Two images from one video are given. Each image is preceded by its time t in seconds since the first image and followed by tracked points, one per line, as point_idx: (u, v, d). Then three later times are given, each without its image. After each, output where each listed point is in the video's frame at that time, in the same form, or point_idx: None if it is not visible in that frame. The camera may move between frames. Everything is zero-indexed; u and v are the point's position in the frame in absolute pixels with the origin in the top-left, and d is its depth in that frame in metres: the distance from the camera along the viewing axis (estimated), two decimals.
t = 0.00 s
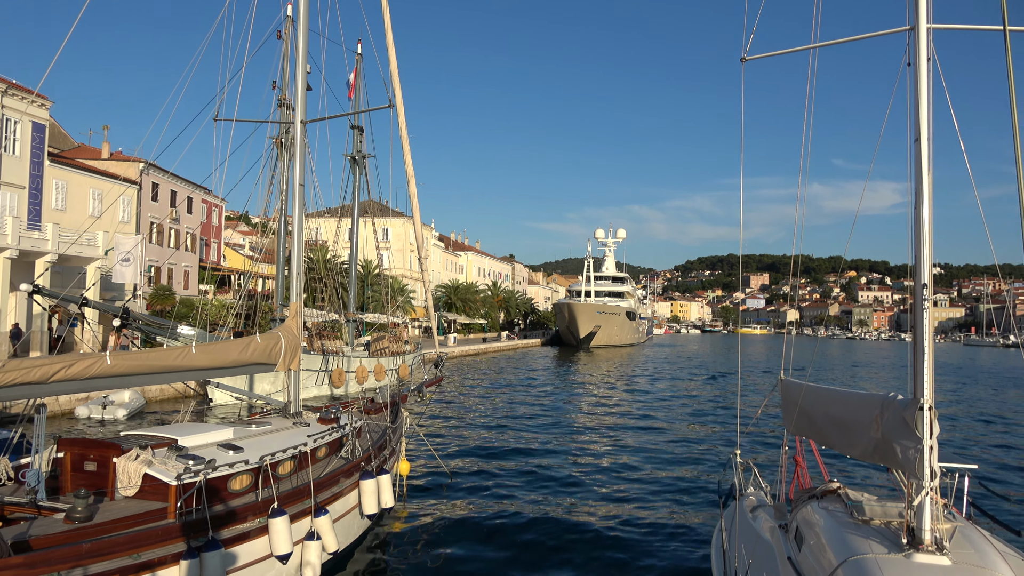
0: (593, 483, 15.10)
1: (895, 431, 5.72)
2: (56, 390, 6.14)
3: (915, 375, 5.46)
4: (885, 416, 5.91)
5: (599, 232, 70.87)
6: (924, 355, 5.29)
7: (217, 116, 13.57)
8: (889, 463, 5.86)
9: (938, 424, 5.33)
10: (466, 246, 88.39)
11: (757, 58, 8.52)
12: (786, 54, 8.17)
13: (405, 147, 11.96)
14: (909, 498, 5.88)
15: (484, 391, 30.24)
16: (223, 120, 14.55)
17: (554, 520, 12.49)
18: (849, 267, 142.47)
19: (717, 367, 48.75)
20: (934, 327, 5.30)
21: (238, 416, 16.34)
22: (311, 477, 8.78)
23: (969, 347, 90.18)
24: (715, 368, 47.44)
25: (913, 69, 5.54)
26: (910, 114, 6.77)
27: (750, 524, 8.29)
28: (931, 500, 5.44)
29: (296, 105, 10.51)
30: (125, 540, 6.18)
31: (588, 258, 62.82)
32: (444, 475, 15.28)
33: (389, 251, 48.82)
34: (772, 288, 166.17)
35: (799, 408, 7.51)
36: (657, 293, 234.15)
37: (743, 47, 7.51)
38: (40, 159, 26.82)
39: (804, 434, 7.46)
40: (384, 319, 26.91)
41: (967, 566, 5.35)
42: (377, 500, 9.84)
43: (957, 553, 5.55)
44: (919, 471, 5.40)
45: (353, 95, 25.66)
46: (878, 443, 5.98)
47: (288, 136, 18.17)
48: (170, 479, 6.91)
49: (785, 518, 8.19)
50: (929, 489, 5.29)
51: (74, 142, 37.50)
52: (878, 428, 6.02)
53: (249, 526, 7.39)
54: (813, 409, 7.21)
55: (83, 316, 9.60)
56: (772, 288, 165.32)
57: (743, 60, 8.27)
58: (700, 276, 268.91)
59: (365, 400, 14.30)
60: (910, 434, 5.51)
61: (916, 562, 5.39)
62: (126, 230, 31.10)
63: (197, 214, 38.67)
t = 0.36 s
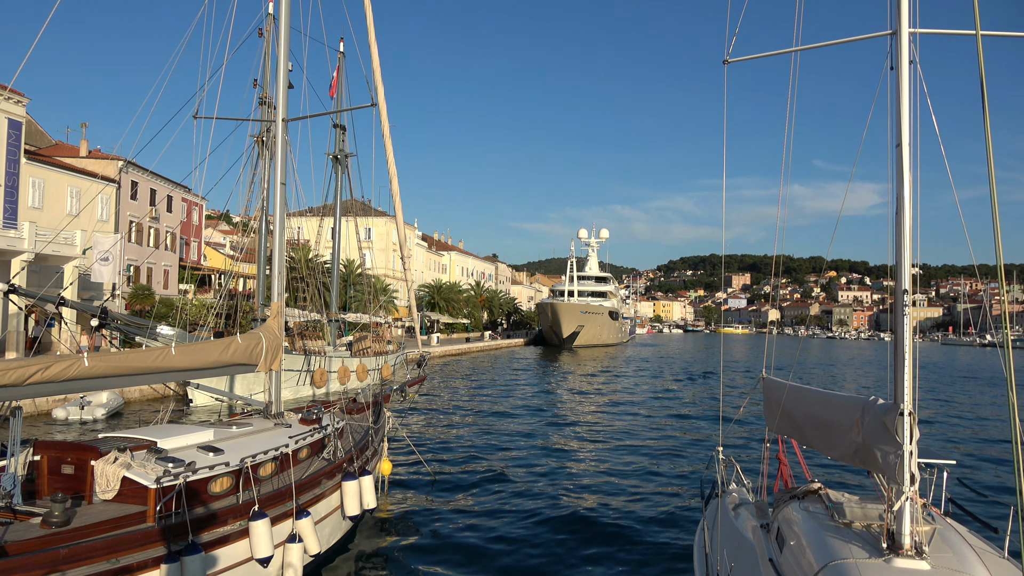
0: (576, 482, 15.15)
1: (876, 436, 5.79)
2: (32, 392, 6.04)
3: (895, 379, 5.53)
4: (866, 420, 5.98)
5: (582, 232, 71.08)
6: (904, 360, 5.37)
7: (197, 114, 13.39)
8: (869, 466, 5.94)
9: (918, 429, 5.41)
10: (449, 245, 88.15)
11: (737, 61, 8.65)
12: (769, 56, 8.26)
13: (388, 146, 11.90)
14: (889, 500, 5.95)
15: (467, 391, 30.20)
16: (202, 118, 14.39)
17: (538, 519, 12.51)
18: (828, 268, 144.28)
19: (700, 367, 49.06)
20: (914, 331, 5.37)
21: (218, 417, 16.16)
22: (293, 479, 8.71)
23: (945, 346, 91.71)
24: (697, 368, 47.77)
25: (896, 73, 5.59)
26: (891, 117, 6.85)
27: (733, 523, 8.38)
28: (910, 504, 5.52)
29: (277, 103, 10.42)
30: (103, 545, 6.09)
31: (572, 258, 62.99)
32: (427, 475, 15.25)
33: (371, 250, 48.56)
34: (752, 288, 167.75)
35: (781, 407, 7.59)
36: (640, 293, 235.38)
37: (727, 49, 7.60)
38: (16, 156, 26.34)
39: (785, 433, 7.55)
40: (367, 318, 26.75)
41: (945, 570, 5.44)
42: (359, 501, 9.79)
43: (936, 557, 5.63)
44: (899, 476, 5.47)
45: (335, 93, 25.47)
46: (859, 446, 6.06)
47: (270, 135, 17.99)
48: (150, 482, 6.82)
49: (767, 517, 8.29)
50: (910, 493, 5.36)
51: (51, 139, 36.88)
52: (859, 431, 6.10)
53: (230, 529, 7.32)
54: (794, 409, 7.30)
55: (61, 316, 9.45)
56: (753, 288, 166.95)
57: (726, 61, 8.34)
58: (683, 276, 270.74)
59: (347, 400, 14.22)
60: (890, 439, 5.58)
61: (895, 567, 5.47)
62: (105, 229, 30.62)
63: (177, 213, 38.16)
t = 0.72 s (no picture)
0: (558, 482, 15.18)
1: (853, 437, 5.87)
2: (5, 394, 5.92)
3: (872, 380, 5.61)
4: (843, 421, 6.06)
5: (564, 232, 71.25)
6: (880, 362, 5.45)
7: (175, 110, 13.17)
8: (845, 467, 6.02)
9: (894, 430, 5.49)
10: (431, 245, 87.89)
11: (717, 63, 8.74)
12: (750, 58, 8.35)
13: (369, 145, 11.84)
14: (866, 500, 6.04)
15: (449, 391, 30.13)
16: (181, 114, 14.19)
17: (519, 520, 12.52)
18: (807, 268, 146.10)
19: (681, 367, 49.41)
20: (890, 333, 5.45)
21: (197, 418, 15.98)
22: (273, 481, 8.62)
23: (920, 345, 93.32)
24: (677, 368, 48.08)
25: (873, 77, 5.68)
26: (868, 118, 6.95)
27: (713, 522, 8.46)
28: (886, 504, 5.61)
29: (258, 101, 10.31)
30: (79, 550, 5.99)
31: (554, 258, 63.12)
32: (408, 476, 15.18)
33: (353, 249, 48.22)
34: (732, 288, 169.44)
35: (761, 407, 7.67)
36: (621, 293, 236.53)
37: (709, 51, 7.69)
38: None
39: (765, 433, 7.63)
40: (348, 318, 26.59)
41: (920, 570, 5.54)
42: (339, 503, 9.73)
43: (911, 557, 5.73)
44: (876, 477, 5.55)
45: (317, 91, 25.26)
46: (836, 447, 6.14)
47: (250, 132, 17.80)
48: (127, 485, 6.71)
49: (746, 515, 8.38)
50: (886, 494, 5.45)
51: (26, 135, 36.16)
52: (836, 432, 6.18)
53: (208, 531, 7.22)
54: (773, 410, 7.38)
55: (36, 315, 9.27)
56: (733, 288, 168.59)
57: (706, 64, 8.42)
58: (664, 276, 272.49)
59: (328, 401, 14.12)
60: (866, 440, 5.66)
61: (872, 567, 5.55)
62: (81, 227, 30.13)
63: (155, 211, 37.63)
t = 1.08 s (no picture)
0: (539, 482, 15.22)
1: (829, 433, 5.97)
2: None
3: (848, 378, 5.70)
4: (820, 417, 6.17)
5: (547, 232, 71.37)
6: (855, 360, 5.55)
7: (153, 108, 12.93)
8: (822, 463, 6.13)
9: (869, 426, 5.60)
10: (413, 244, 87.57)
11: (697, 65, 8.86)
12: (730, 61, 8.48)
13: (350, 145, 11.78)
14: (843, 496, 6.13)
15: (431, 391, 30.07)
16: (159, 112, 14.00)
17: (500, 520, 12.55)
18: (786, 268, 147.89)
19: (663, 366, 49.75)
20: (866, 330, 5.54)
21: (175, 419, 15.78)
22: (252, 482, 8.55)
23: (897, 345, 94.84)
24: (659, 367, 48.37)
25: (849, 80, 5.77)
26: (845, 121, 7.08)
27: (693, 520, 8.56)
28: (862, 498, 5.71)
29: (238, 99, 10.22)
30: (56, 551, 5.92)
31: (536, 258, 63.26)
32: (389, 476, 15.14)
33: (334, 249, 47.88)
34: (713, 288, 170.91)
35: (740, 406, 7.76)
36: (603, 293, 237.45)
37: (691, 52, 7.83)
38: None
39: (744, 432, 7.73)
40: (329, 317, 26.40)
41: (896, 562, 5.64)
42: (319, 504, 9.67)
43: (887, 550, 5.83)
44: (851, 472, 5.65)
45: (298, 89, 25.05)
46: (813, 443, 6.25)
47: (230, 130, 17.62)
48: (104, 486, 6.61)
49: (726, 514, 8.47)
50: (862, 488, 5.55)
51: None
52: (813, 429, 6.29)
53: (187, 533, 7.14)
54: (752, 408, 7.49)
55: (9, 315, 9.10)
56: (714, 288, 170.14)
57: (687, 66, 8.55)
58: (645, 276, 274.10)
59: (308, 401, 14.02)
60: (842, 436, 5.77)
61: (848, 560, 5.65)
62: (57, 225, 29.62)
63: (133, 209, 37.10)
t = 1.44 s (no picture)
0: (523, 481, 15.27)
1: (810, 427, 6.08)
2: None
3: (828, 374, 5.80)
4: (800, 412, 6.28)
5: (530, 232, 71.48)
6: (835, 357, 5.63)
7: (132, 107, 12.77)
8: (803, 457, 6.23)
9: (849, 420, 5.70)
10: (396, 244, 87.32)
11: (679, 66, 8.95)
12: (710, 62, 8.58)
13: (332, 143, 11.75)
14: (823, 490, 6.23)
15: (414, 390, 30.02)
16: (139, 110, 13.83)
17: (483, 519, 12.58)
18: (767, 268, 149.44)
19: (646, 365, 50.09)
20: (845, 327, 5.62)
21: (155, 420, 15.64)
22: (234, 482, 8.50)
23: (875, 343, 96.22)
24: (642, 366, 48.64)
25: (827, 80, 5.87)
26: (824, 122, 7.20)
27: (676, 519, 8.64)
28: (842, 492, 5.81)
29: (219, 98, 10.14)
30: (34, 552, 5.87)
31: (520, 258, 63.35)
32: (371, 476, 15.11)
33: (316, 248, 47.61)
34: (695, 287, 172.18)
35: (722, 404, 7.86)
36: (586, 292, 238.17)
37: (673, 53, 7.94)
38: None
39: (725, 430, 7.83)
40: (311, 317, 26.26)
41: (876, 554, 5.74)
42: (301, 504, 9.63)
43: (867, 542, 5.93)
44: (832, 465, 5.74)
45: (280, 88, 24.88)
46: (794, 438, 6.35)
47: (210, 129, 17.48)
48: (83, 487, 6.54)
49: (709, 512, 8.57)
50: (842, 481, 5.64)
51: None
52: (794, 424, 6.39)
53: (168, 534, 7.10)
54: (733, 405, 7.60)
55: None
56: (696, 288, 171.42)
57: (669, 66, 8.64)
58: (629, 276, 275.38)
59: (289, 402, 13.95)
60: (822, 430, 5.87)
61: (829, 552, 5.74)
62: (34, 224, 29.18)
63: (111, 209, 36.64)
